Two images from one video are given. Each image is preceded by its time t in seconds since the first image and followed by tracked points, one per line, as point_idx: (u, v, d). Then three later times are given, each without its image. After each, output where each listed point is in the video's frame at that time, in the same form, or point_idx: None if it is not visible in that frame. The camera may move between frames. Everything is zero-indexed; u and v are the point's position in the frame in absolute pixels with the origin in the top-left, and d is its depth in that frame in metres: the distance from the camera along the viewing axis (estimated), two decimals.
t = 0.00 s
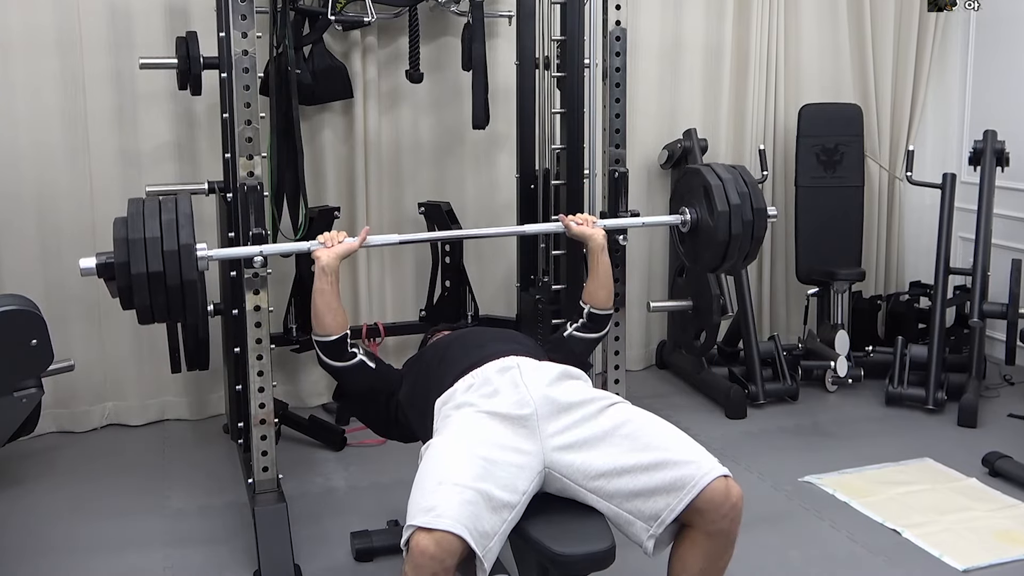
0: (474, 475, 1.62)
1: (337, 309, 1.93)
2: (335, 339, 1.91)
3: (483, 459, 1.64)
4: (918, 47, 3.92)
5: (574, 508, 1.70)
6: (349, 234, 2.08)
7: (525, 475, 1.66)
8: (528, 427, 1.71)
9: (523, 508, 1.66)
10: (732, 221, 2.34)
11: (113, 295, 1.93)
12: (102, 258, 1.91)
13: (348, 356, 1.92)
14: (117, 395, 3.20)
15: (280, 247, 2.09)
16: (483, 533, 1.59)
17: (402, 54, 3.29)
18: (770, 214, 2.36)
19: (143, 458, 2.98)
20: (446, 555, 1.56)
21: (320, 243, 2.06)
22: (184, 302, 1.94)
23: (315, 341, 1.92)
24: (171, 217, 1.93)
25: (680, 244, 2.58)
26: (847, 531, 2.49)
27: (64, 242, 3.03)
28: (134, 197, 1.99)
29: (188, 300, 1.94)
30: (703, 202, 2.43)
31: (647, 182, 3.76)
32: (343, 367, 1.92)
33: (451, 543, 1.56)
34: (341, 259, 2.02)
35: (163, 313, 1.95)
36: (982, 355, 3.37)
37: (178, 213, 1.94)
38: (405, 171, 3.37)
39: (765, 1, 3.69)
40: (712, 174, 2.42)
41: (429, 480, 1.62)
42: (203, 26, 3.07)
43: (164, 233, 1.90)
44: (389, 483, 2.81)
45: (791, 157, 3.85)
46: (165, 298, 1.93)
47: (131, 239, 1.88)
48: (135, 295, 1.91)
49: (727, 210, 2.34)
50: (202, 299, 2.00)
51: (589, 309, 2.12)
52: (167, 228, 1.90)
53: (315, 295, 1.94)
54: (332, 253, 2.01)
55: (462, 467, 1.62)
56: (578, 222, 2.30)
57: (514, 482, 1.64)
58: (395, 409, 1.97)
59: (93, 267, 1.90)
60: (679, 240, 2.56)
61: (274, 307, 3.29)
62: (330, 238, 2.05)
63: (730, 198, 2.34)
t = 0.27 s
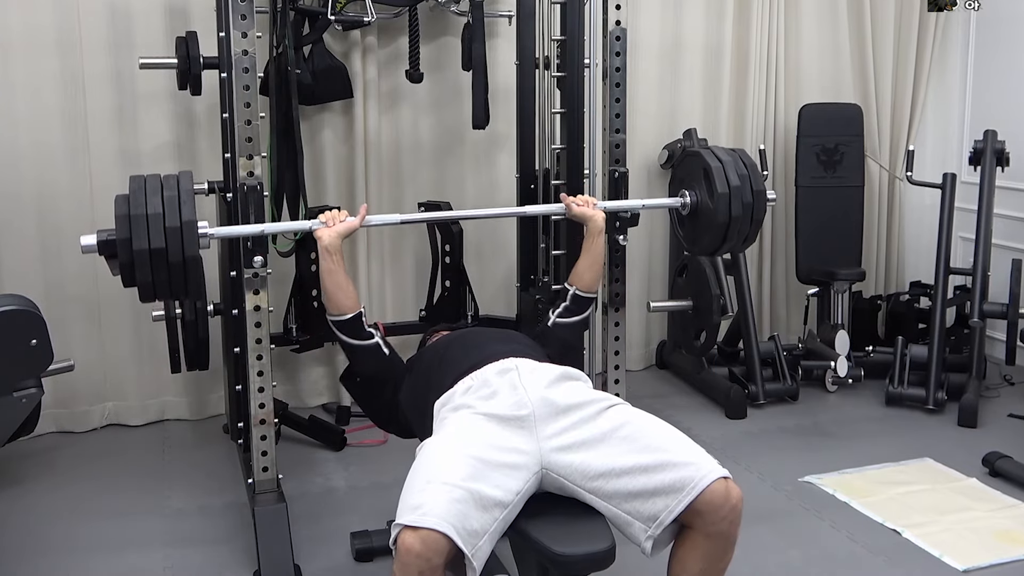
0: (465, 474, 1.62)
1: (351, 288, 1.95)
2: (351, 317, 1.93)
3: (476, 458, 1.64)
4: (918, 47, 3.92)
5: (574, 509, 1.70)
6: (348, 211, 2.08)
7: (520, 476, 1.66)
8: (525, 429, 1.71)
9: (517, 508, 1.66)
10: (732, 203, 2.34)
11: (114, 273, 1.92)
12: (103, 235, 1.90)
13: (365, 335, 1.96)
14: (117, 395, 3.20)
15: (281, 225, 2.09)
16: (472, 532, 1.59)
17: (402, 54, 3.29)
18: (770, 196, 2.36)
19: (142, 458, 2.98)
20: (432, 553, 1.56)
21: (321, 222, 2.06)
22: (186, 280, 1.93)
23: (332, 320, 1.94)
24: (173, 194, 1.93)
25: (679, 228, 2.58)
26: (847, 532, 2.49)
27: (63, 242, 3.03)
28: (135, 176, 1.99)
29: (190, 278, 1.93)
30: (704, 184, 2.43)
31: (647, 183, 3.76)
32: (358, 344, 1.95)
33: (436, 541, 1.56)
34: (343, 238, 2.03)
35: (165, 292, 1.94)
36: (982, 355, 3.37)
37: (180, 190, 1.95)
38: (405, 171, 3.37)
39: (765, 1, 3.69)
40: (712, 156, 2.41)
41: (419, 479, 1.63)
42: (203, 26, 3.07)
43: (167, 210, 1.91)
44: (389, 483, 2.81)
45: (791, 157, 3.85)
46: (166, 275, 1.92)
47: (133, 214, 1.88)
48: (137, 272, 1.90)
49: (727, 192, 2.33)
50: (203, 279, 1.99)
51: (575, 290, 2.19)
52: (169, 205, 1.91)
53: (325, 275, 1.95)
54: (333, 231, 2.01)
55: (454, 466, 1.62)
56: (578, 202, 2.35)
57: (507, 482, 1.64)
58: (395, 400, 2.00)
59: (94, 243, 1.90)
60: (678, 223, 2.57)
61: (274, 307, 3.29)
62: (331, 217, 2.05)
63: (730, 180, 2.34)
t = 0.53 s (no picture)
0: (467, 475, 1.62)
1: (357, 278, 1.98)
2: (359, 306, 1.97)
3: (479, 459, 1.64)
4: (918, 47, 3.91)
5: (574, 510, 1.70)
6: (351, 202, 2.10)
7: (522, 478, 1.66)
8: (528, 430, 1.71)
9: (519, 509, 1.66)
10: (733, 196, 2.33)
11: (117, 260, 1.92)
12: (105, 222, 1.88)
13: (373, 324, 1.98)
14: (117, 395, 3.19)
15: (284, 214, 2.09)
16: (475, 533, 1.59)
17: (402, 54, 3.28)
18: (771, 189, 2.36)
19: (142, 458, 2.98)
20: (434, 553, 1.56)
21: (322, 213, 2.07)
22: (189, 269, 1.94)
23: (339, 311, 1.97)
24: (176, 181, 1.93)
25: (680, 221, 2.58)
26: (848, 532, 2.49)
27: (63, 242, 3.03)
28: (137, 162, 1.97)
29: (193, 267, 1.93)
30: (705, 177, 2.43)
31: (647, 182, 3.75)
32: (366, 334, 1.97)
33: (438, 540, 1.56)
34: (345, 228, 2.05)
35: (167, 279, 1.95)
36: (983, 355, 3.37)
37: (184, 177, 1.94)
38: (405, 171, 3.37)
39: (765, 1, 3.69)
40: (713, 149, 2.41)
41: (422, 479, 1.63)
42: (203, 26, 3.07)
43: (170, 197, 1.90)
44: (389, 483, 2.81)
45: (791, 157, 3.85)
46: (169, 264, 1.92)
47: (137, 202, 1.88)
48: (140, 260, 1.90)
49: (728, 184, 2.33)
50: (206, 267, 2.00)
51: (567, 283, 2.18)
52: (173, 192, 1.90)
53: (330, 267, 1.98)
54: (336, 222, 2.04)
55: (457, 467, 1.63)
56: (578, 195, 2.36)
57: (510, 483, 1.64)
58: (396, 403, 1.98)
59: (96, 231, 1.88)
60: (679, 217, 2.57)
61: (274, 307, 3.29)
62: (333, 207, 2.06)
63: (731, 173, 2.34)
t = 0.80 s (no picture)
0: (470, 475, 1.62)
1: (360, 272, 1.98)
2: (364, 301, 1.96)
3: (482, 459, 1.64)
4: (918, 47, 3.91)
5: (574, 510, 1.70)
6: (354, 198, 2.11)
7: (524, 478, 1.66)
8: (530, 430, 1.70)
9: (521, 509, 1.66)
10: (734, 197, 2.33)
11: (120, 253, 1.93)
12: (109, 215, 1.90)
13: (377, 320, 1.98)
14: (117, 395, 3.19)
15: (286, 210, 2.09)
16: (477, 533, 1.59)
17: (402, 54, 3.28)
18: (772, 192, 2.36)
19: (142, 458, 2.97)
20: (437, 554, 1.56)
21: (326, 209, 2.08)
22: (191, 264, 1.93)
23: (345, 307, 1.97)
24: (180, 176, 1.92)
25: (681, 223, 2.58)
26: (848, 532, 2.49)
27: (62, 242, 3.03)
28: (142, 156, 1.98)
29: (195, 262, 1.93)
30: (706, 178, 2.43)
31: (647, 182, 3.75)
32: (370, 330, 1.97)
33: (442, 541, 1.56)
34: (348, 224, 2.06)
35: (169, 273, 1.95)
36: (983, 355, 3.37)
37: (187, 172, 1.94)
38: (405, 171, 3.37)
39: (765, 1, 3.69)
40: (715, 150, 2.41)
41: (424, 480, 1.63)
42: (202, 26, 3.07)
43: (173, 192, 1.90)
44: (389, 483, 2.81)
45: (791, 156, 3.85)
46: (172, 259, 1.92)
47: (140, 196, 1.88)
48: (142, 254, 1.90)
49: (730, 185, 2.33)
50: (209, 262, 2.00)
51: (569, 282, 2.19)
52: (176, 186, 1.90)
53: (332, 263, 1.97)
54: (338, 218, 2.05)
55: (460, 467, 1.62)
56: (581, 194, 2.35)
57: (513, 483, 1.64)
58: (397, 404, 1.97)
59: (99, 224, 1.90)
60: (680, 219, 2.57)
61: (273, 307, 3.28)
62: (336, 203, 2.08)
63: (733, 174, 2.34)
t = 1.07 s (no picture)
0: (466, 477, 1.62)
1: (360, 271, 1.97)
2: (363, 301, 1.95)
3: (479, 462, 1.64)
4: (918, 47, 3.91)
5: (574, 511, 1.70)
6: (356, 197, 2.10)
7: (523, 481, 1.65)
8: (530, 433, 1.70)
9: (518, 511, 1.65)
10: (735, 198, 2.33)
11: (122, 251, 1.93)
12: (111, 213, 1.91)
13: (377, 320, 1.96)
14: (116, 395, 3.19)
15: (288, 209, 2.09)
16: (472, 534, 1.59)
17: (402, 54, 3.28)
18: (773, 192, 2.35)
19: (142, 458, 2.97)
20: (430, 554, 1.56)
21: (327, 208, 2.08)
22: (193, 262, 1.93)
23: (343, 306, 1.96)
24: (182, 174, 1.92)
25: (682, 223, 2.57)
26: (848, 532, 2.48)
27: (62, 242, 3.03)
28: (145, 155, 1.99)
29: (197, 261, 1.92)
30: (707, 178, 2.43)
31: (647, 183, 3.75)
32: (369, 330, 1.95)
33: (435, 541, 1.56)
34: (349, 223, 2.06)
35: (172, 271, 1.94)
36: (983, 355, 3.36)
37: (190, 170, 1.93)
38: (405, 171, 3.37)
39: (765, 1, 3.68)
40: (716, 151, 2.40)
41: (420, 480, 1.63)
42: (202, 26, 3.06)
43: (176, 190, 1.90)
44: (389, 483, 2.81)
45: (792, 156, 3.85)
46: (174, 256, 1.91)
47: (142, 194, 1.88)
48: (144, 252, 1.90)
49: (731, 186, 2.33)
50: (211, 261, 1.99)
51: (569, 282, 2.18)
52: (179, 184, 1.90)
53: (332, 261, 1.96)
54: (339, 217, 2.05)
55: (456, 469, 1.62)
56: (582, 194, 2.35)
57: (510, 486, 1.64)
58: (396, 404, 1.98)
59: (101, 221, 1.91)
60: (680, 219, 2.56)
61: (273, 308, 3.28)
62: (337, 202, 2.07)
63: (734, 175, 2.33)
